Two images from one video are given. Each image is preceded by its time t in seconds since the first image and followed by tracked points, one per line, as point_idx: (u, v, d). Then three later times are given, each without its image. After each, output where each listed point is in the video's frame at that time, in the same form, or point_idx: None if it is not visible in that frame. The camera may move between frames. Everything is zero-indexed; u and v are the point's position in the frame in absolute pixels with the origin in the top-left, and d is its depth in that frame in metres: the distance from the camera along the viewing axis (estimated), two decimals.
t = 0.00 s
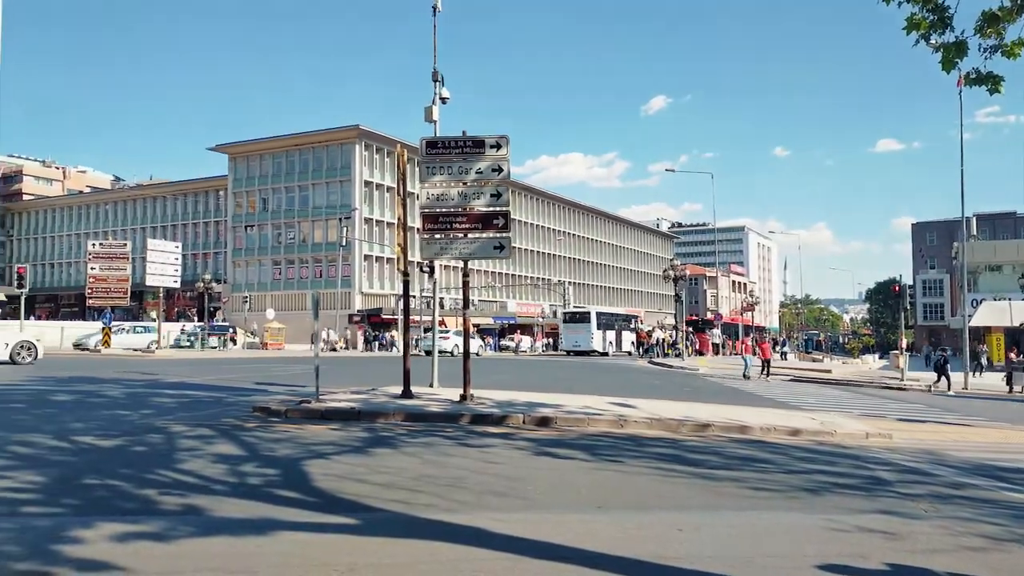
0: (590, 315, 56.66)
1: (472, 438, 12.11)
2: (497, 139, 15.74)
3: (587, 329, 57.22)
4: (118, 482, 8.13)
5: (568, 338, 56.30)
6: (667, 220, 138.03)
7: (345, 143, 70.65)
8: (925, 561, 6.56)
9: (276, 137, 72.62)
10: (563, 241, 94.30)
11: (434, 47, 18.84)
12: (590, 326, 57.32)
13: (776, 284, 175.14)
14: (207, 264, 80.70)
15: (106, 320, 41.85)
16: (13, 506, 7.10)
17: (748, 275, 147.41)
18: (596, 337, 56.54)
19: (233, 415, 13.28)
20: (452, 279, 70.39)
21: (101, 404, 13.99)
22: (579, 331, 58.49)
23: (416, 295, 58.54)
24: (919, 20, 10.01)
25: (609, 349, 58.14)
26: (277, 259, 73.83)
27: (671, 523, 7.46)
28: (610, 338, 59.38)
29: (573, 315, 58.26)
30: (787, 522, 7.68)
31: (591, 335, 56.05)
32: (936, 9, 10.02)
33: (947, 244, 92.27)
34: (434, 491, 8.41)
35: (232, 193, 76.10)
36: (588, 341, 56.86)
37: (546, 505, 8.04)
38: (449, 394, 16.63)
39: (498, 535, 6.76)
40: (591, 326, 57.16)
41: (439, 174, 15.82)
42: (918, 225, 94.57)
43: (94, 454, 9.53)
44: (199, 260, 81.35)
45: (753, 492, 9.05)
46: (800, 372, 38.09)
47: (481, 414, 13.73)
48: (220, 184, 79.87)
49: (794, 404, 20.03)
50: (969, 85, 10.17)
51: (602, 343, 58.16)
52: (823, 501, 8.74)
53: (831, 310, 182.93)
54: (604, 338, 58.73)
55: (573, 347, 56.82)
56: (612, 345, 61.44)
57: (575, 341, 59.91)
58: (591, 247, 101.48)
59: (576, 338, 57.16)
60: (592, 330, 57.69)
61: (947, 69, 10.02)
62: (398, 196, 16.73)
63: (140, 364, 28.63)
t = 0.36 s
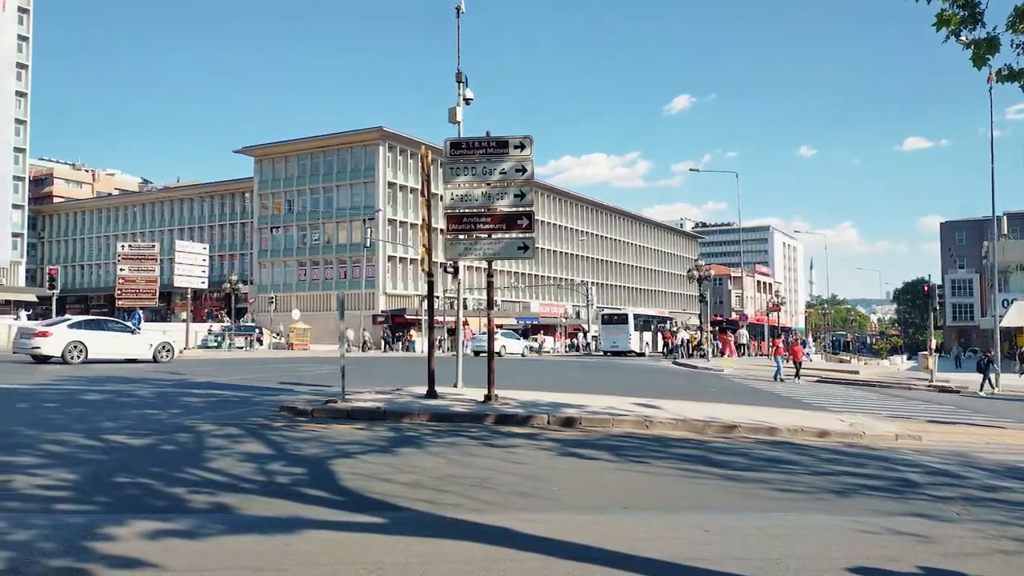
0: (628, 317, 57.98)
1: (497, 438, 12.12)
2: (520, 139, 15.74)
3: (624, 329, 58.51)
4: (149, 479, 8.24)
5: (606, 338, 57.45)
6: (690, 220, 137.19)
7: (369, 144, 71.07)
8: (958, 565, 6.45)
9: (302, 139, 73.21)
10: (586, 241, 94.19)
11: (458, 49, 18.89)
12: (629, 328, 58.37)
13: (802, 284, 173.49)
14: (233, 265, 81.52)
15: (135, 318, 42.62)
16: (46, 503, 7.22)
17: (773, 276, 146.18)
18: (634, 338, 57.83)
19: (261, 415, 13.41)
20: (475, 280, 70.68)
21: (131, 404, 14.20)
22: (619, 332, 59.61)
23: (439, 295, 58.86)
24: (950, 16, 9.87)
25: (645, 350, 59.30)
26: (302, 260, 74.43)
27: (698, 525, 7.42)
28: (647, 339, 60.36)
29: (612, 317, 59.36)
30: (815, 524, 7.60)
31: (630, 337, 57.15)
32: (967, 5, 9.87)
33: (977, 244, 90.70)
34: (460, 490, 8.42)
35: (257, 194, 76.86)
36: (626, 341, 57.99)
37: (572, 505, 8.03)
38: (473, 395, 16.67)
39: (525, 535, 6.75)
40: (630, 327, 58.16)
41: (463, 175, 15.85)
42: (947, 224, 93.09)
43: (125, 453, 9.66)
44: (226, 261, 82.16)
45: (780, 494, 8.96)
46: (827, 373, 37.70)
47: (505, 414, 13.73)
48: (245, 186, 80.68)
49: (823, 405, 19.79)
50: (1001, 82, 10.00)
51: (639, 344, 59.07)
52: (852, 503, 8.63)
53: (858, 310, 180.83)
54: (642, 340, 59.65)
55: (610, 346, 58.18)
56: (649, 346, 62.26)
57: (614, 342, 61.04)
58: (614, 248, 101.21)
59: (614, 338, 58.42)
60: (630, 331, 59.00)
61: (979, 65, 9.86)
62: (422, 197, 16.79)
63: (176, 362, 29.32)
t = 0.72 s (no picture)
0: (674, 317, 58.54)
1: (528, 437, 12.13)
2: (550, 139, 15.74)
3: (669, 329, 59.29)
4: (186, 476, 8.37)
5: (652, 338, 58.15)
6: (721, 219, 135.95)
7: (398, 145, 71.46)
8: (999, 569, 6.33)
9: (332, 140, 73.84)
10: (615, 240, 93.92)
11: (487, 48, 18.94)
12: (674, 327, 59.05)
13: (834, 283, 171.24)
14: (266, 265, 82.41)
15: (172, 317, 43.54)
16: (87, 499, 7.38)
17: (806, 275, 144.48)
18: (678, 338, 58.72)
19: (293, 413, 13.57)
20: (505, 279, 70.84)
21: (168, 402, 14.46)
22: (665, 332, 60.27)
23: (469, 294, 59.12)
24: (988, 10, 9.68)
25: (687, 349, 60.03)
26: (333, 259, 75.09)
27: (731, 526, 7.36)
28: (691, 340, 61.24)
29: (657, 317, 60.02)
30: (850, 526, 7.51)
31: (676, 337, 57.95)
32: None
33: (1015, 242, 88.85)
34: (492, 490, 8.45)
35: (289, 195, 77.65)
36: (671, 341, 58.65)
37: (604, 505, 8.01)
38: (503, 394, 16.68)
39: (558, 535, 6.76)
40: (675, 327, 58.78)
41: (493, 174, 15.88)
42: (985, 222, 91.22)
43: (162, 450, 9.83)
44: (258, 261, 83.10)
45: (815, 496, 8.86)
46: (861, 373, 37.16)
47: (536, 414, 13.74)
48: (278, 186, 81.66)
49: (857, 406, 19.53)
50: None
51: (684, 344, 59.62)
52: (888, 506, 8.51)
53: (893, 309, 178.12)
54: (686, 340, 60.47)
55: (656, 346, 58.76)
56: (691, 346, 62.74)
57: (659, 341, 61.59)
58: (644, 247, 100.73)
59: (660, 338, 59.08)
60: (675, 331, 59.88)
61: (1018, 59, 9.65)
62: (452, 197, 16.86)
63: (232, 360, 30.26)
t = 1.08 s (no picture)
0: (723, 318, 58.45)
1: (564, 438, 12.14)
2: (584, 139, 15.74)
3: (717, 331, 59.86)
4: (229, 474, 8.54)
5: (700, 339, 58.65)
6: (756, 218, 134.28)
7: (432, 147, 71.87)
8: None
9: (366, 142, 74.47)
10: (649, 241, 93.42)
11: (520, 49, 18.97)
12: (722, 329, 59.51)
13: (873, 283, 168.37)
14: (302, 266, 83.35)
15: (211, 320, 44.18)
16: (134, 496, 7.56)
17: (844, 275, 142.23)
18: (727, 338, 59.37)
19: (331, 412, 13.75)
20: (539, 280, 70.87)
21: (209, 401, 14.72)
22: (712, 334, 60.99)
23: (503, 295, 59.27)
24: None
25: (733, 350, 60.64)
26: (368, 261, 75.76)
27: (774, 528, 7.31)
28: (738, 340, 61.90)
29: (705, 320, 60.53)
30: (892, 530, 7.41)
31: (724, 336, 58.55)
32: None
33: None
34: (530, 490, 8.47)
35: (325, 198, 78.48)
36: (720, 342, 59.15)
37: (641, 506, 8.00)
38: (538, 395, 16.69)
39: (597, 537, 6.75)
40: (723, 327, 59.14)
41: (527, 175, 15.92)
42: None
43: (205, 448, 10.02)
44: (295, 263, 84.07)
45: (857, 499, 8.74)
46: (901, 374, 36.51)
47: (571, 414, 13.74)
48: (313, 189, 82.63)
49: (898, 408, 19.19)
50: None
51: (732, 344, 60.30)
52: (931, 509, 8.38)
53: (934, 310, 174.55)
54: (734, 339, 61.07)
55: (705, 348, 59.14)
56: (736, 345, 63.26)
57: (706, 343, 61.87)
58: (678, 247, 100.01)
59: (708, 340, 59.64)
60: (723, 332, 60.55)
61: None
62: (487, 199, 16.94)
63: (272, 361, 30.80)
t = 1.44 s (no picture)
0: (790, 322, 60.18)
1: (617, 439, 12.09)
2: (635, 138, 15.65)
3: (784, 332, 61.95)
4: (288, 471, 8.75)
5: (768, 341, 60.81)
6: (811, 216, 131.48)
7: (480, 147, 72.24)
8: None
9: (416, 144, 75.23)
10: (700, 240, 92.28)
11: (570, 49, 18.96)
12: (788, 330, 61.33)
13: (934, 282, 163.42)
14: (354, 267, 84.58)
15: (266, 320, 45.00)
16: (198, 491, 7.78)
17: (903, 273, 138.30)
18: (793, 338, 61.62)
19: (385, 411, 13.95)
20: (589, 280, 70.64)
21: (268, 399, 15.06)
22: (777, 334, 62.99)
23: (553, 294, 59.32)
24: None
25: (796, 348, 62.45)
26: (418, 261, 76.51)
27: (832, 532, 7.17)
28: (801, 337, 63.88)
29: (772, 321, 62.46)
30: (957, 535, 7.19)
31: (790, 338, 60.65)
32: None
33: None
34: (584, 491, 8.47)
35: (376, 199, 79.48)
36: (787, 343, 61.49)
37: (695, 508, 7.93)
38: (589, 395, 16.64)
39: (652, 538, 6.72)
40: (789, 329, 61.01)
41: (577, 175, 15.90)
42: None
43: (263, 446, 10.26)
44: (347, 264, 85.39)
45: (919, 503, 8.51)
46: (966, 376, 35.38)
47: (623, 415, 13.66)
48: (364, 191, 83.74)
49: (964, 410, 18.56)
50: None
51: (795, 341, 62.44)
52: (998, 514, 8.11)
53: (1000, 309, 168.50)
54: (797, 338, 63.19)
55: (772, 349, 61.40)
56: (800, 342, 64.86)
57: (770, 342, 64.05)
58: (730, 246, 98.56)
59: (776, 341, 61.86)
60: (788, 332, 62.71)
61: None
62: (537, 199, 16.97)
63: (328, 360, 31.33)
